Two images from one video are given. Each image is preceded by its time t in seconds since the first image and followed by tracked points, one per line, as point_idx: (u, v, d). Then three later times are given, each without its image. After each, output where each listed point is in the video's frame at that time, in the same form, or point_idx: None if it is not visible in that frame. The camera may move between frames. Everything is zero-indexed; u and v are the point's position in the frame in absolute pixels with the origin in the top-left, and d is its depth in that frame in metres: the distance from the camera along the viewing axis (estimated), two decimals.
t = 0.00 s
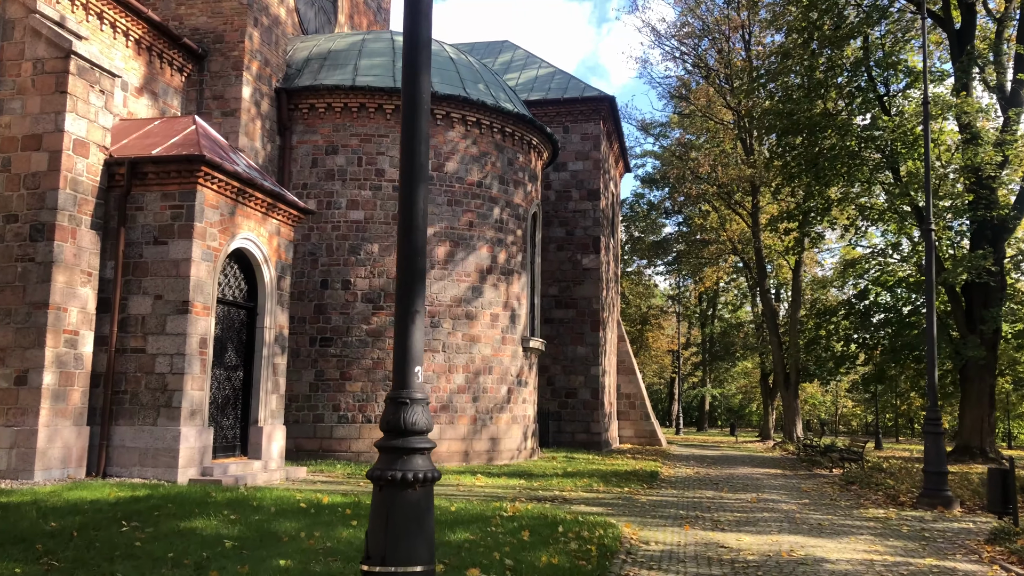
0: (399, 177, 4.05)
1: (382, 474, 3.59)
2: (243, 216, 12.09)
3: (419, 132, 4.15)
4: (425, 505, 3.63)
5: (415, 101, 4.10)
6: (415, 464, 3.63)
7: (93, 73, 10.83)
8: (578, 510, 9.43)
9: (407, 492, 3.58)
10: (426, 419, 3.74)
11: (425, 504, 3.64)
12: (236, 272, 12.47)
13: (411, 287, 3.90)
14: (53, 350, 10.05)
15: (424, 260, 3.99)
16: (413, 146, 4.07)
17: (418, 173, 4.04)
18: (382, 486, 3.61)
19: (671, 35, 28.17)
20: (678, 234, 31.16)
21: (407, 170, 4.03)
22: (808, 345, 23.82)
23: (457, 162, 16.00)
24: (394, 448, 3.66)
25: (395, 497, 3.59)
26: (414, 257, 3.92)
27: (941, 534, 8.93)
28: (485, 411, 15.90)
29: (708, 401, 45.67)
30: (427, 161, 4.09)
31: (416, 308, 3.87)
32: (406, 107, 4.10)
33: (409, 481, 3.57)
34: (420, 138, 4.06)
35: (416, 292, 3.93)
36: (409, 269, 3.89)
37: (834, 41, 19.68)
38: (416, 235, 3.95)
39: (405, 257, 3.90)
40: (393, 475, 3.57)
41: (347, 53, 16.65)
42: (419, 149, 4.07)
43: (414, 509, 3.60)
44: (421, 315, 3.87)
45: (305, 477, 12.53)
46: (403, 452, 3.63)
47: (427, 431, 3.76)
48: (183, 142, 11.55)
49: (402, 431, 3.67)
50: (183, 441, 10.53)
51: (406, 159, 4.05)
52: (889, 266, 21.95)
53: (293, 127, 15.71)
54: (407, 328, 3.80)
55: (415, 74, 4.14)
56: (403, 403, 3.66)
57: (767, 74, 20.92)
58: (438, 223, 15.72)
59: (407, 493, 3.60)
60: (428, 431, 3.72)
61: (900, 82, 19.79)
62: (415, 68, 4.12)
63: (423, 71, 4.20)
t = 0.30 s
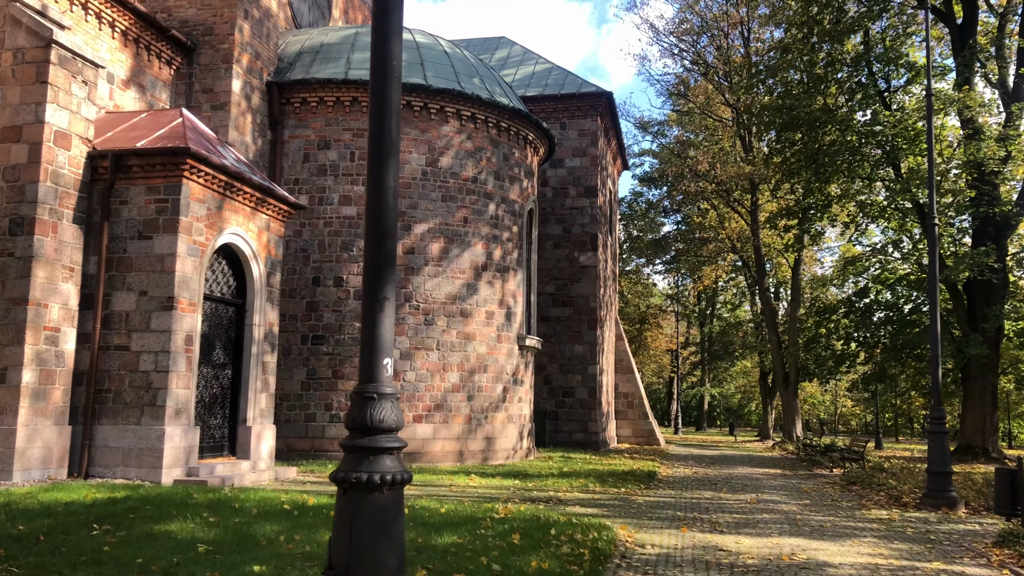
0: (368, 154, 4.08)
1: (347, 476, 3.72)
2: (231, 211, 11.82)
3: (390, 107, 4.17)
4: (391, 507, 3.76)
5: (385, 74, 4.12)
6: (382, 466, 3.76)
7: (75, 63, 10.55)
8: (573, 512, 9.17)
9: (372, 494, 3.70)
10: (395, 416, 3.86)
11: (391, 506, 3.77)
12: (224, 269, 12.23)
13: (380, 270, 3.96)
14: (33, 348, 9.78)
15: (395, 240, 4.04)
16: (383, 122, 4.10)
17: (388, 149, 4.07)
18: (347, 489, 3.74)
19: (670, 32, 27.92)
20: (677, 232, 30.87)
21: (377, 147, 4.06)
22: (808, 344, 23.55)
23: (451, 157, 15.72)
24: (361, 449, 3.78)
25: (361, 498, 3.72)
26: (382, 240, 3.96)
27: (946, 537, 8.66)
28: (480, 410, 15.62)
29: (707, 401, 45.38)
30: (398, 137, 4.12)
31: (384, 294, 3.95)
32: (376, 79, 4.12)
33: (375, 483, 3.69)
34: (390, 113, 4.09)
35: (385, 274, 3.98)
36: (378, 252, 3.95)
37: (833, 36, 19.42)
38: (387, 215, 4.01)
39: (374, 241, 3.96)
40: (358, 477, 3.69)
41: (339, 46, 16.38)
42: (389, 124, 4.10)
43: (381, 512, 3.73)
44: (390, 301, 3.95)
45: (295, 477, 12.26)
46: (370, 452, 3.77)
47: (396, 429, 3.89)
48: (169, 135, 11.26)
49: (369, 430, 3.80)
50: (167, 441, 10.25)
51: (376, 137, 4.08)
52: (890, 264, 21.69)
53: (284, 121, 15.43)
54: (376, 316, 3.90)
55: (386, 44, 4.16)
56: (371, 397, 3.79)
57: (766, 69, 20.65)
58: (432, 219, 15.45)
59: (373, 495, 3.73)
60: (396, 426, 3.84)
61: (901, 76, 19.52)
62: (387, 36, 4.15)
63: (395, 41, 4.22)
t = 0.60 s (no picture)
0: (329, 133, 3.80)
1: (300, 492, 3.48)
2: (216, 207, 11.50)
3: (354, 80, 3.88)
4: (350, 527, 3.52)
5: (347, 45, 3.85)
6: (340, 481, 3.51)
7: (53, 55, 10.24)
8: (567, 518, 8.84)
9: (328, 512, 3.47)
10: (356, 424, 3.62)
11: (351, 524, 3.52)
12: (210, 267, 11.91)
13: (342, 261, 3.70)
14: (9, 348, 9.46)
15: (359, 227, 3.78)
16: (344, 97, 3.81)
17: (350, 126, 3.78)
18: (301, 507, 3.50)
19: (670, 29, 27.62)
20: (677, 231, 30.54)
21: (336, 124, 3.77)
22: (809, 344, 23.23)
23: (445, 154, 15.40)
24: (316, 462, 3.54)
25: (315, 517, 3.48)
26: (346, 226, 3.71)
27: (955, 544, 8.33)
28: (474, 412, 15.30)
29: (707, 401, 45.03)
30: (361, 114, 3.84)
31: (345, 285, 3.69)
32: (338, 48, 3.85)
33: (332, 500, 3.45)
34: (352, 86, 3.80)
35: (347, 264, 3.73)
36: (338, 240, 3.69)
37: (834, 31, 19.21)
38: (349, 199, 3.74)
39: (334, 228, 3.70)
40: (313, 493, 3.45)
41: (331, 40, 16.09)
42: (352, 99, 3.82)
43: (338, 532, 3.49)
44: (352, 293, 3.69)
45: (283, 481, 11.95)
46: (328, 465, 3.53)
47: (357, 440, 3.65)
48: (152, 129, 10.92)
49: (327, 441, 3.55)
50: (149, 445, 9.92)
51: (336, 113, 3.80)
52: (892, 263, 21.39)
53: (274, 117, 15.12)
54: (335, 310, 3.64)
55: (349, 12, 3.88)
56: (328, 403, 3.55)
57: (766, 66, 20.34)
58: (426, 216, 15.13)
59: (330, 513, 3.48)
60: (357, 435, 3.60)
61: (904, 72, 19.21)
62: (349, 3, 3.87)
63: (358, 8, 3.94)
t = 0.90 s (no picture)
0: (285, 91, 3.52)
1: (247, 492, 3.19)
2: (203, 199, 11.18)
3: (313, 35, 3.60)
4: (304, 532, 3.21)
5: None
6: (292, 480, 3.21)
7: (33, 41, 9.91)
8: (562, 519, 8.53)
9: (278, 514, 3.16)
10: (313, 416, 3.34)
11: (305, 529, 3.22)
12: (197, 260, 11.61)
13: (298, 230, 3.43)
14: None
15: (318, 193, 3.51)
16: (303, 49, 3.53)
17: (308, 80, 3.51)
18: (249, 509, 3.21)
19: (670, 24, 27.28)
20: (676, 229, 30.20)
21: (293, 79, 3.49)
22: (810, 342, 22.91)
23: (440, 146, 15.08)
24: (267, 459, 3.24)
25: (264, 519, 3.18)
26: (303, 192, 3.43)
27: (965, 547, 8.02)
28: (470, 410, 14.99)
29: (707, 401, 44.72)
30: (321, 70, 3.56)
31: (303, 256, 3.42)
32: None
33: (284, 501, 3.15)
34: (310, 39, 3.53)
35: (304, 234, 3.45)
36: (295, 208, 3.41)
37: (837, 23, 18.87)
38: (306, 162, 3.46)
39: (289, 194, 3.42)
40: (262, 494, 3.16)
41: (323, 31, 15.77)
42: (310, 51, 3.55)
43: (290, 538, 3.18)
44: (308, 266, 3.42)
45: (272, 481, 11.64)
46: (279, 461, 3.23)
47: (315, 435, 3.36)
48: (136, 118, 10.60)
49: (279, 434, 3.25)
50: (131, 443, 9.60)
51: (293, 67, 3.52)
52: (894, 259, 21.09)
53: (265, 109, 14.82)
54: (290, 283, 3.38)
55: None
56: (281, 392, 3.27)
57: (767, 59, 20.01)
58: (420, 210, 14.82)
59: (280, 516, 3.18)
60: (314, 428, 3.31)
61: (907, 65, 18.87)
62: None
63: None
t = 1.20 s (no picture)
0: (226, 59, 3.27)
1: (175, 516, 2.93)
2: (188, 195, 10.88)
3: None
4: (240, 559, 2.95)
5: None
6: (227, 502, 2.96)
7: (10, 31, 9.59)
8: (555, 526, 8.21)
9: (211, 539, 2.90)
10: (254, 426, 3.09)
11: (242, 555, 2.96)
12: (182, 259, 11.32)
13: (239, 212, 3.18)
14: None
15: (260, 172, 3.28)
16: (246, 9, 3.29)
17: (252, 48, 3.28)
18: (178, 534, 2.94)
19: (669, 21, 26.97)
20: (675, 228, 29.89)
21: (235, 47, 3.25)
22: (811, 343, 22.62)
23: (434, 143, 14.78)
24: (199, 478, 2.98)
25: (195, 545, 2.91)
26: (245, 169, 3.19)
27: (974, 555, 7.71)
28: (464, 412, 14.69)
29: (706, 401, 44.42)
30: (266, 38, 3.33)
31: (244, 241, 3.18)
32: None
33: (216, 525, 2.89)
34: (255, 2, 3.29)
35: (245, 216, 3.21)
36: (236, 187, 3.17)
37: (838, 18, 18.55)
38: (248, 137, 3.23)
39: (230, 172, 3.17)
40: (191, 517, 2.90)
41: (315, 25, 15.48)
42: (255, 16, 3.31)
43: (225, 565, 2.92)
44: (249, 254, 3.18)
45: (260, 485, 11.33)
46: (212, 480, 2.97)
47: (255, 448, 3.10)
48: (118, 112, 10.29)
49: (213, 449, 2.99)
50: (111, 447, 9.29)
51: (235, 33, 3.28)
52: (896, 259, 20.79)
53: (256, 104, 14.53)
54: (230, 271, 3.13)
55: None
56: (216, 400, 3.02)
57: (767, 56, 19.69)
58: (413, 208, 14.51)
59: (213, 542, 2.92)
60: (253, 440, 3.06)
61: (910, 61, 18.56)
62: None
63: None
